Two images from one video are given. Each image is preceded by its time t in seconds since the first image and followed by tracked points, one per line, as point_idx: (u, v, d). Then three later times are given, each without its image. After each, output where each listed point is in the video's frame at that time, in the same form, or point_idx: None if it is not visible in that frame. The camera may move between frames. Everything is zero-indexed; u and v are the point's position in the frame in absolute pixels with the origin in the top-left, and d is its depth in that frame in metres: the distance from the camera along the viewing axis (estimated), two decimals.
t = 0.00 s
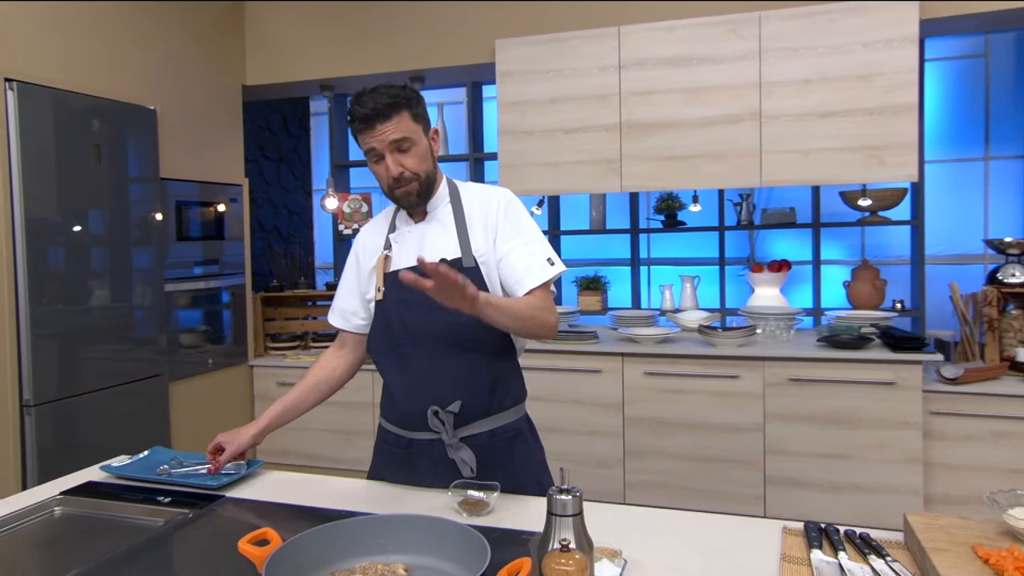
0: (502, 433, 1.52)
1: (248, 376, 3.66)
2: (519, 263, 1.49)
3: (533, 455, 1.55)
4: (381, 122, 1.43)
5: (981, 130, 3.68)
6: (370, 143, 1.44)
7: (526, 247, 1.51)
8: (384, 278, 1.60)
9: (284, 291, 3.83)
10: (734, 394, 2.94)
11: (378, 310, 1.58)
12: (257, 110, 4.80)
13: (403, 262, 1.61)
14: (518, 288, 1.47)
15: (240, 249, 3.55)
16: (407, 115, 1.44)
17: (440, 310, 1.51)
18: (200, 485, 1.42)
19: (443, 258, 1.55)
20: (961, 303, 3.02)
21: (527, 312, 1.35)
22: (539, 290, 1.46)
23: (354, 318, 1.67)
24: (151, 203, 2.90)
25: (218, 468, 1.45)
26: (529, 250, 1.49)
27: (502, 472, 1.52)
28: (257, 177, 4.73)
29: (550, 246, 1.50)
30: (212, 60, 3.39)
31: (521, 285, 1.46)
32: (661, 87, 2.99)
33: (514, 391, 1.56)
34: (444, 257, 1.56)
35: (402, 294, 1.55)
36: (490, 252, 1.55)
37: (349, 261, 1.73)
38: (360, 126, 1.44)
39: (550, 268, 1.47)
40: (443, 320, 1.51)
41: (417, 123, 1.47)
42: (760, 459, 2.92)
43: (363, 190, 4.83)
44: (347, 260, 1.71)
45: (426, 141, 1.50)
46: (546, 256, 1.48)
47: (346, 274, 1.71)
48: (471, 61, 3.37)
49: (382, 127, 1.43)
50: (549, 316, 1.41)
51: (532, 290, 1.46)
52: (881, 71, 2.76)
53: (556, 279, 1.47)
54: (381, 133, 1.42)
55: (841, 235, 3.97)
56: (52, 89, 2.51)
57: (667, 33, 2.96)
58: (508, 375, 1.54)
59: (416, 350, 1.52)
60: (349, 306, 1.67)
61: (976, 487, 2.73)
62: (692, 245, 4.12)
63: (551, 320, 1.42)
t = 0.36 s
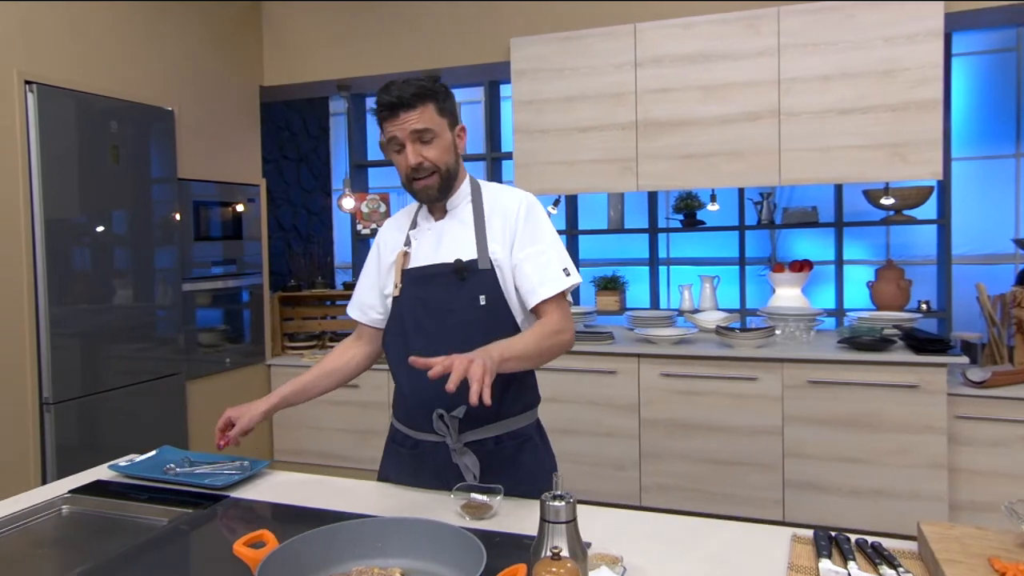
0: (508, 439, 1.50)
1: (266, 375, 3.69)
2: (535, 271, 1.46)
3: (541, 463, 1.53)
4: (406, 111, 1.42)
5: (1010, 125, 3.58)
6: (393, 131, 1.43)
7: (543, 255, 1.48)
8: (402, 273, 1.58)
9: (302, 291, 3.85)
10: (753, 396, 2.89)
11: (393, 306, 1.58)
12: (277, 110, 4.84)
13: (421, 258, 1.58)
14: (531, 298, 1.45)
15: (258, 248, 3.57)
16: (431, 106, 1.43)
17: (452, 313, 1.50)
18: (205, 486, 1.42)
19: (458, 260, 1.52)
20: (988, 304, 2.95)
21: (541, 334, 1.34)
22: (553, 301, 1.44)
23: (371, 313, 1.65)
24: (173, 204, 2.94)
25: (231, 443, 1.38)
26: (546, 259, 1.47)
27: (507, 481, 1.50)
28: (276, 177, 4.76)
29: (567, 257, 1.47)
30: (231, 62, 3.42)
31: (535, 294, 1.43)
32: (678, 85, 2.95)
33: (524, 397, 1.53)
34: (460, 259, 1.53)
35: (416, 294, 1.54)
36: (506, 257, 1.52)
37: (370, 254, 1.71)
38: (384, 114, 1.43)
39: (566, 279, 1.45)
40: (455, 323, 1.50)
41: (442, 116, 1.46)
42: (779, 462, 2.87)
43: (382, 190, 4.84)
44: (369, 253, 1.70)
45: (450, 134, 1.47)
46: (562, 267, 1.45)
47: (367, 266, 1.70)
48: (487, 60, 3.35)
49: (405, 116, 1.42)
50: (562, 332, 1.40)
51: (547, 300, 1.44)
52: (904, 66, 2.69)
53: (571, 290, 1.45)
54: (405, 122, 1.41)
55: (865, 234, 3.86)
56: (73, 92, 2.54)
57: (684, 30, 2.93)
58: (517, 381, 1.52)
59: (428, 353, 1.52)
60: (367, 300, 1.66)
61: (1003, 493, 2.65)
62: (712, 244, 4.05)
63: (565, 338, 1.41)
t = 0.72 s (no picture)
0: (513, 443, 1.48)
1: (279, 375, 3.70)
2: (552, 273, 1.44)
3: (547, 468, 1.49)
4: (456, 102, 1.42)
5: None
6: (440, 118, 1.43)
7: (561, 257, 1.46)
8: (422, 271, 1.59)
9: (315, 292, 3.86)
10: (767, 399, 2.84)
11: (412, 305, 1.57)
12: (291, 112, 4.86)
13: (441, 256, 1.58)
14: (545, 300, 1.44)
15: (271, 250, 3.59)
16: (481, 105, 1.44)
17: (467, 311, 1.49)
18: (206, 488, 1.42)
19: (477, 258, 1.50)
20: (1011, 307, 2.88)
21: (551, 336, 1.32)
22: (567, 304, 1.43)
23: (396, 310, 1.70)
24: (188, 206, 2.97)
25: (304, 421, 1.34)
26: (564, 262, 1.45)
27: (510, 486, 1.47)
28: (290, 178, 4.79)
29: (585, 261, 1.45)
30: (245, 64, 3.44)
31: (551, 296, 1.42)
32: (690, 84, 2.91)
33: (533, 400, 1.50)
34: (478, 257, 1.51)
35: (433, 290, 1.53)
36: (523, 258, 1.50)
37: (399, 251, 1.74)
38: (434, 101, 1.43)
39: (582, 283, 1.43)
40: (469, 322, 1.48)
41: (489, 119, 1.47)
42: (795, 467, 2.82)
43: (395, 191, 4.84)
44: (397, 251, 1.73)
45: (492, 137, 1.48)
46: (579, 271, 1.43)
47: (395, 263, 1.73)
48: (499, 60, 3.34)
49: (457, 107, 1.43)
50: (570, 335, 1.37)
51: (560, 303, 1.43)
52: (922, 63, 2.64)
53: (586, 294, 1.44)
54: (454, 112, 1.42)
55: (887, 235, 3.78)
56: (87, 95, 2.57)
57: (696, 28, 2.89)
58: (527, 382, 1.49)
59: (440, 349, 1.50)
60: (393, 298, 1.70)
61: None
62: (728, 245, 4.00)
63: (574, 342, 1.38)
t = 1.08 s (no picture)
0: (532, 443, 1.42)
1: (290, 376, 3.71)
2: (574, 271, 1.42)
3: (566, 473, 1.43)
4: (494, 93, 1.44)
5: None
6: (477, 106, 1.44)
7: (582, 255, 1.43)
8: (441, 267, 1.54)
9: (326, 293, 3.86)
10: (781, 402, 2.80)
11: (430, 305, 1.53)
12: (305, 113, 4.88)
13: (461, 253, 1.54)
14: (568, 299, 1.41)
15: (283, 251, 3.59)
16: (513, 101, 1.46)
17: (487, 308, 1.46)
18: (208, 490, 1.41)
19: (497, 255, 1.47)
20: None
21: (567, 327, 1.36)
22: (590, 302, 1.41)
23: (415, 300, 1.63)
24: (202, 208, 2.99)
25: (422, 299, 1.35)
26: (585, 259, 1.43)
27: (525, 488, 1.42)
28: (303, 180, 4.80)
29: (607, 258, 1.44)
30: (257, 66, 3.45)
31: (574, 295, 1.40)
32: (702, 83, 2.87)
33: (553, 401, 1.46)
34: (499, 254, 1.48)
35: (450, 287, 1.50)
36: (543, 256, 1.47)
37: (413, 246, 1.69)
38: (472, 91, 1.44)
39: (605, 280, 1.41)
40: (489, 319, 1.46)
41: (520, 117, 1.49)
42: (809, 471, 2.77)
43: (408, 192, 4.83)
44: (412, 246, 1.68)
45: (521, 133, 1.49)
46: (602, 268, 1.42)
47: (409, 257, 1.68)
48: (510, 60, 3.33)
49: (493, 98, 1.44)
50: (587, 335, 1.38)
51: (584, 302, 1.41)
52: (940, 60, 2.58)
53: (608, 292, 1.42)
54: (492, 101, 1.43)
55: (905, 236, 3.70)
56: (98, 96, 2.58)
57: (708, 27, 2.85)
58: (548, 381, 1.45)
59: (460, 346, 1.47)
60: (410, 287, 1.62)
61: None
62: (742, 245, 3.96)
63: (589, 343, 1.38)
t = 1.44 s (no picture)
0: (570, 445, 1.41)
1: (300, 378, 3.71)
2: (606, 274, 1.43)
3: (599, 470, 1.46)
4: (548, 89, 1.43)
5: None
6: (531, 97, 1.42)
7: (615, 258, 1.45)
8: (471, 262, 1.47)
9: (336, 295, 3.87)
10: (793, 406, 2.77)
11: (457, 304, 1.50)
12: (316, 116, 4.90)
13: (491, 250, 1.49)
14: (597, 299, 1.42)
15: (293, 253, 3.60)
16: (564, 104, 1.46)
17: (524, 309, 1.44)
18: (209, 492, 1.41)
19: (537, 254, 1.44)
20: None
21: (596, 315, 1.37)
22: (618, 305, 1.42)
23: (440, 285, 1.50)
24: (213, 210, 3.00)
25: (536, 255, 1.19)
26: (618, 262, 1.44)
27: (558, 489, 1.41)
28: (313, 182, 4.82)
29: (639, 263, 1.45)
30: (266, 68, 3.47)
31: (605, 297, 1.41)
32: (712, 83, 2.85)
33: (586, 401, 1.45)
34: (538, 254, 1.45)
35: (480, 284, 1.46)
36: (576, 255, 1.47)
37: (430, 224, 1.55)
38: (526, 83, 1.43)
39: (636, 284, 1.43)
40: (527, 320, 1.43)
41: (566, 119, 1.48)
42: (821, 476, 2.74)
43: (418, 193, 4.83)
44: (432, 225, 1.54)
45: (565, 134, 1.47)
46: (633, 272, 1.43)
47: (426, 237, 1.53)
48: (518, 61, 3.32)
49: (548, 92, 1.43)
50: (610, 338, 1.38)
51: (612, 304, 1.42)
52: (954, 59, 2.54)
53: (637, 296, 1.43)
54: (548, 95, 1.42)
55: (921, 237, 3.64)
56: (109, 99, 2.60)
57: (718, 26, 2.83)
58: (582, 381, 1.45)
59: (493, 348, 1.44)
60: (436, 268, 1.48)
61: None
62: (754, 246, 3.93)
63: (612, 346, 1.39)
